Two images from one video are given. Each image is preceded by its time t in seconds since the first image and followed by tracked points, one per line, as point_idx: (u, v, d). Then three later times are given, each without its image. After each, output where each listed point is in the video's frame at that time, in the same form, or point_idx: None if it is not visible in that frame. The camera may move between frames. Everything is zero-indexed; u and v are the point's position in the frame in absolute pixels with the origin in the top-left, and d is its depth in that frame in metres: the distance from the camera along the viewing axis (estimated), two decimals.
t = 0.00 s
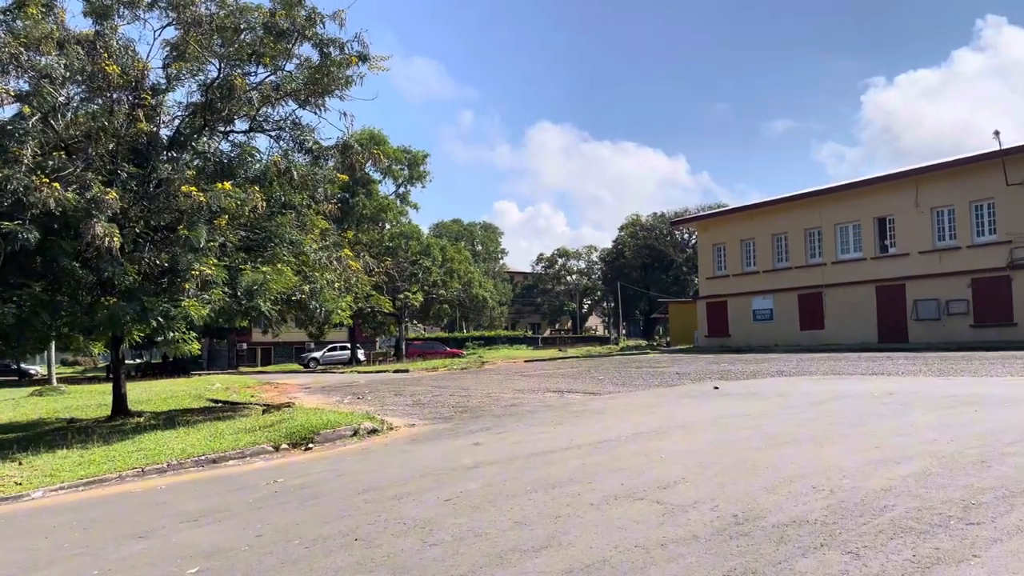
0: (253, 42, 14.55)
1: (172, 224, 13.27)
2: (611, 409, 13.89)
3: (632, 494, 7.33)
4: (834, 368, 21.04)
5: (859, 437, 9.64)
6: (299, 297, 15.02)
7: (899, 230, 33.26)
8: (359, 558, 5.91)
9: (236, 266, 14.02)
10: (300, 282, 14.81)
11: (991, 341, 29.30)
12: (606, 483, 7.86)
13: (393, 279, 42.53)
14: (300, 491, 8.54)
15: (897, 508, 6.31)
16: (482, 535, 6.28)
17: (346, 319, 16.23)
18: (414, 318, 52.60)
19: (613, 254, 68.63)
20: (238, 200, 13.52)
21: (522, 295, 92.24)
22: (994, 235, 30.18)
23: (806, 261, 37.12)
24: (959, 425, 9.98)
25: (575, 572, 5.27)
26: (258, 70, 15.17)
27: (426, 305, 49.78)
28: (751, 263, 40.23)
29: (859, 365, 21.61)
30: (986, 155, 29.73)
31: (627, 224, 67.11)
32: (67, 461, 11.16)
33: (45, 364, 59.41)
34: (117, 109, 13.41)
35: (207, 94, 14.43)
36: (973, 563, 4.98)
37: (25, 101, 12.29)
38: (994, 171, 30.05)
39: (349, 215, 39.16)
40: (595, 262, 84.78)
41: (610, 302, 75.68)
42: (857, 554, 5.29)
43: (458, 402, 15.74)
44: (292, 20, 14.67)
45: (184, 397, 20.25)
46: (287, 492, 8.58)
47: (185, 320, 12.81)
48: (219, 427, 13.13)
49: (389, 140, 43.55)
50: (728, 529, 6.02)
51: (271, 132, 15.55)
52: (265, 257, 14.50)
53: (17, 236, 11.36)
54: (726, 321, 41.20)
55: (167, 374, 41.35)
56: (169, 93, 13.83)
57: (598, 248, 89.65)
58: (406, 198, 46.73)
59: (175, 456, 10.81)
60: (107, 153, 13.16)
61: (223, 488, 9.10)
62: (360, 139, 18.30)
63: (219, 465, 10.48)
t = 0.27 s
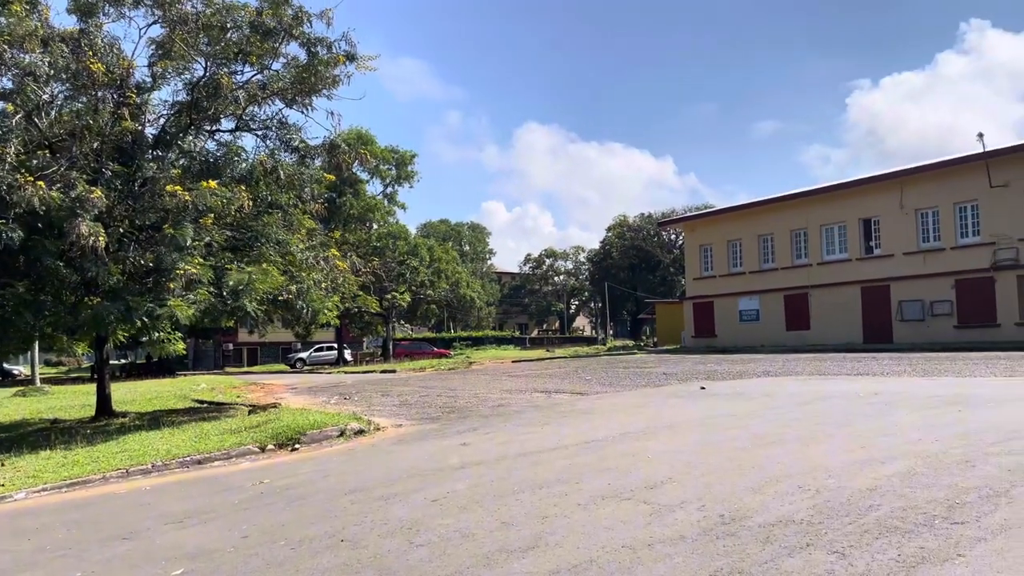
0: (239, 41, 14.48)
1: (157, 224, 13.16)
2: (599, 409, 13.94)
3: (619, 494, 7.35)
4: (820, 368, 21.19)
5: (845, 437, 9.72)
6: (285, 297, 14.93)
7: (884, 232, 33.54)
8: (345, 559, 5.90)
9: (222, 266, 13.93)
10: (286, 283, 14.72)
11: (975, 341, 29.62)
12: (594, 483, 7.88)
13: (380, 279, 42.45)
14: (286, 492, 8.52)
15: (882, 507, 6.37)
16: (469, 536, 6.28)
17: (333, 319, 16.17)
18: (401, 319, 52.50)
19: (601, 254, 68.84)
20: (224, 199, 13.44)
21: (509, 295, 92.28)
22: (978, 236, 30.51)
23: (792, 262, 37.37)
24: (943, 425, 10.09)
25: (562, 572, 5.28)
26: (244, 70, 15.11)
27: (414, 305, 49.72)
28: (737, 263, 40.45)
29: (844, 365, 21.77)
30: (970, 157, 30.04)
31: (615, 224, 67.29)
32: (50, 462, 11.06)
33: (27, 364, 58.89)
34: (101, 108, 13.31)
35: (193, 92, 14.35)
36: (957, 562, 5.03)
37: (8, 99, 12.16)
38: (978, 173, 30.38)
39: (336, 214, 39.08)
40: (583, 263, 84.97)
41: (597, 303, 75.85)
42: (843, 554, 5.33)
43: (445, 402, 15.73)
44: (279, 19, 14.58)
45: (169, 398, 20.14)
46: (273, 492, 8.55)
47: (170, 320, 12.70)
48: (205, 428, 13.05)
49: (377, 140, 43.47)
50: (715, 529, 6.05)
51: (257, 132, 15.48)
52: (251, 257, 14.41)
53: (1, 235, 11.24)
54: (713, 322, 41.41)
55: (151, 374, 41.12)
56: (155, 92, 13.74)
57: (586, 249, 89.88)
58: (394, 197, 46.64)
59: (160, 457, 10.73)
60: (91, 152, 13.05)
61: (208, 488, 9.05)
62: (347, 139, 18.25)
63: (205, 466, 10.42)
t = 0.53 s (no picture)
0: (230, 40, 14.40)
1: (147, 223, 13.08)
2: (590, 409, 13.95)
3: (611, 494, 7.35)
4: (810, 368, 21.28)
5: (835, 437, 9.76)
6: (276, 297, 14.86)
7: (874, 232, 33.72)
8: (337, 560, 5.87)
9: (212, 266, 13.85)
10: (277, 282, 14.65)
11: (964, 341, 29.81)
12: (586, 483, 7.88)
13: (372, 279, 42.36)
14: (277, 492, 8.48)
15: (873, 507, 6.40)
16: (460, 536, 6.27)
17: (325, 319, 16.11)
18: (393, 319, 52.43)
19: (592, 254, 68.96)
20: (215, 198, 13.37)
21: (501, 295, 92.26)
22: (967, 237, 30.70)
23: (783, 263, 37.52)
24: (932, 425, 10.14)
25: (554, 572, 5.27)
26: (235, 68, 15.04)
27: (405, 306, 49.66)
28: (728, 264, 40.57)
29: (835, 365, 21.87)
30: (959, 157, 30.22)
31: (606, 225, 67.36)
32: (38, 463, 10.97)
33: (16, 364, 58.52)
34: (91, 106, 13.22)
35: (184, 91, 14.28)
36: (948, 562, 5.05)
37: None
38: (967, 174, 30.56)
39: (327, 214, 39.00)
40: (575, 263, 85.04)
41: (589, 303, 75.90)
42: (834, 553, 5.35)
43: (437, 403, 15.70)
44: (270, 18, 14.50)
45: (159, 398, 20.04)
46: (264, 493, 8.51)
47: (160, 320, 12.61)
48: (195, 428, 12.98)
49: (368, 139, 43.39)
50: (706, 529, 6.06)
51: (248, 131, 15.40)
52: (242, 257, 14.34)
53: None
54: (704, 322, 41.54)
55: (141, 374, 40.93)
56: (145, 90, 13.65)
57: (577, 249, 90.02)
58: (385, 197, 46.54)
59: (150, 457, 10.67)
60: (81, 151, 12.94)
61: (198, 489, 9.01)
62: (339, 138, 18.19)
63: (194, 467, 10.36)
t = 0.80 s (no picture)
0: (226, 39, 14.37)
1: (142, 223, 13.05)
2: (586, 409, 13.95)
3: (608, 494, 7.35)
4: (806, 368, 21.33)
5: (831, 436, 9.78)
6: (272, 297, 14.83)
7: (869, 232, 33.80)
8: (333, 560, 5.87)
9: (208, 265, 13.82)
10: (273, 282, 14.62)
11: (958, 341, 29.91)
12: (582, 483, 7.89)
13: (368, 279, 42.33)
14: (273, 492, 8.47)
15: (870, 507, 6.41)
16: (457, 536, 6.27)
17: (321, 319, 16.08)
18: (389, 318, 52.40)
19: (588, 254, 69.01)
20: (211, 198, 13.34)
21: (497, 295, 92.25)
22: (962, 237, 30.80)
23: (779, 262, 37.59)
24: (928, 424, 10.17)
25: (551, 572, 5.27)
26: (231, 68, 15.01)
27: (402, 305, 49.65)
28: (724, 263, 40.64)
29: (830, 365, 21.92)
30: (954, 158, 30.32)
31: (602, 225, 67.42)
32: (33, 463, 10.94)
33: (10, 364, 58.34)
34: (87, 106, 13.19)
35: (179, 90, 14.25)
36: (943, 561, 5.07)
37: None
38: (962, 175, 30.67)
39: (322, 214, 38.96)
40: (571, 263, 85.09)
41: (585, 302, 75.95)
42: (830, 553, 5.36)
43: (433, 402, 15.70)
44: (266, 17, 14.48)
45: (155, 398, 20.01)
46: (260, 493, 8.50)
47: (155, 319, 12.58)
48: (191, 428, 12.96)
49: (364, 139, 43.36)
50: (703, 529, 6.07)
51: (244, 130, 15.38)
52: (238, 257, 14.31)
53: None
54: (700, 321, 41.60)
55: (136, 374, 40.84)
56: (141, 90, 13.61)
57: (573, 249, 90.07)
58: (381, 197, 46.50)
59: (147, 457, 10.65)
60: (77, 150, 12.90)
61: (194, 489, 8.99)
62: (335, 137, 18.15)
63: (190, 467, 10.34)
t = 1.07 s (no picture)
0: (226, 38, 14.36)
1: (142, 222, 13.05)
2: (586, 408, 13.93)
3: (609, 494, 7.34)
4: (806, 367, 21.35)
5: (831, 435, 9.78)
6: (272, 297, 14.82)
7: (869, 231, 33.81)
8: (334, 560, 5.86)
9: (208, 265, 13.81)
10: (272, 282, 14.61)
11: (958, 340, 29.92)
12: (582, 482, 7.88)
13: (367, 279, 42.34)
14: (273, 492, 8.46)
15: (870, 506, 6.42)
16: (457, 536, 6.26)
17: (321, 319, 16.07)
18: (389, 318, 52.37)
19: (588, 254, 69.03)
20: (210, 197, 13.33)
21: (497, 294, 92.26)
22: (962, 236, 30.80)
23: (779, 262, 37.59)
24: (928, 423, 10.17)
25: (552, 572, 5.27)
26: (231, 67, 15.00)
27: (401, 305, 49.67)
28: (724, 263, 40.64)
29: (830, 364, 21.93)
30: (954, 157, 30.32)
31: (602, 224, 67.42)
32: (34, 462, 10.94)
33: (9, 364, 58.52)
34: (87, 105, 13.19)
35: (179, 90, 14.25)
36: (944, 560, 5.08)
37: None
38: (962, 173, 30.67)
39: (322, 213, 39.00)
40: (571, 262, 85.12)
41: (585, 302, 75.96)
42: (831, 552, 5.36)
43: (433, 402, 15.69)
44: (266, 17, 14.48)
45: (155, 398, 20.00)
46: (260, 493, 8.49)
47: (155, 319, 12.57)
48: (191, 428, 12.96)
49: (363, 139, 43.37)
50: (703, 528, 6.06)
51: (244, 130, 15.38)
52: (238, 256, 14.30)
53: None
54: (700, 321, 41.61)
55: (136, 374, 40.85)
56: (141, 89, 13.60)
57: (573, 248, 90.07)
58: (381, 197, 46.49)
59: (147, 457, 10.65)
60: (76, 150, 12.90)
61: (194, 489, 8.98)
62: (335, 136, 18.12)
63: (190, 466, 10.34)
